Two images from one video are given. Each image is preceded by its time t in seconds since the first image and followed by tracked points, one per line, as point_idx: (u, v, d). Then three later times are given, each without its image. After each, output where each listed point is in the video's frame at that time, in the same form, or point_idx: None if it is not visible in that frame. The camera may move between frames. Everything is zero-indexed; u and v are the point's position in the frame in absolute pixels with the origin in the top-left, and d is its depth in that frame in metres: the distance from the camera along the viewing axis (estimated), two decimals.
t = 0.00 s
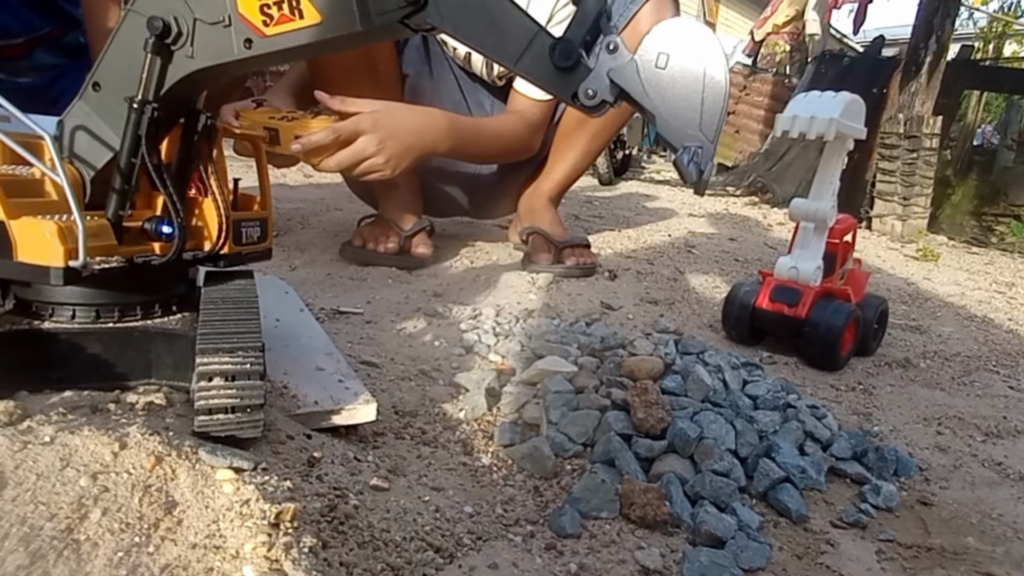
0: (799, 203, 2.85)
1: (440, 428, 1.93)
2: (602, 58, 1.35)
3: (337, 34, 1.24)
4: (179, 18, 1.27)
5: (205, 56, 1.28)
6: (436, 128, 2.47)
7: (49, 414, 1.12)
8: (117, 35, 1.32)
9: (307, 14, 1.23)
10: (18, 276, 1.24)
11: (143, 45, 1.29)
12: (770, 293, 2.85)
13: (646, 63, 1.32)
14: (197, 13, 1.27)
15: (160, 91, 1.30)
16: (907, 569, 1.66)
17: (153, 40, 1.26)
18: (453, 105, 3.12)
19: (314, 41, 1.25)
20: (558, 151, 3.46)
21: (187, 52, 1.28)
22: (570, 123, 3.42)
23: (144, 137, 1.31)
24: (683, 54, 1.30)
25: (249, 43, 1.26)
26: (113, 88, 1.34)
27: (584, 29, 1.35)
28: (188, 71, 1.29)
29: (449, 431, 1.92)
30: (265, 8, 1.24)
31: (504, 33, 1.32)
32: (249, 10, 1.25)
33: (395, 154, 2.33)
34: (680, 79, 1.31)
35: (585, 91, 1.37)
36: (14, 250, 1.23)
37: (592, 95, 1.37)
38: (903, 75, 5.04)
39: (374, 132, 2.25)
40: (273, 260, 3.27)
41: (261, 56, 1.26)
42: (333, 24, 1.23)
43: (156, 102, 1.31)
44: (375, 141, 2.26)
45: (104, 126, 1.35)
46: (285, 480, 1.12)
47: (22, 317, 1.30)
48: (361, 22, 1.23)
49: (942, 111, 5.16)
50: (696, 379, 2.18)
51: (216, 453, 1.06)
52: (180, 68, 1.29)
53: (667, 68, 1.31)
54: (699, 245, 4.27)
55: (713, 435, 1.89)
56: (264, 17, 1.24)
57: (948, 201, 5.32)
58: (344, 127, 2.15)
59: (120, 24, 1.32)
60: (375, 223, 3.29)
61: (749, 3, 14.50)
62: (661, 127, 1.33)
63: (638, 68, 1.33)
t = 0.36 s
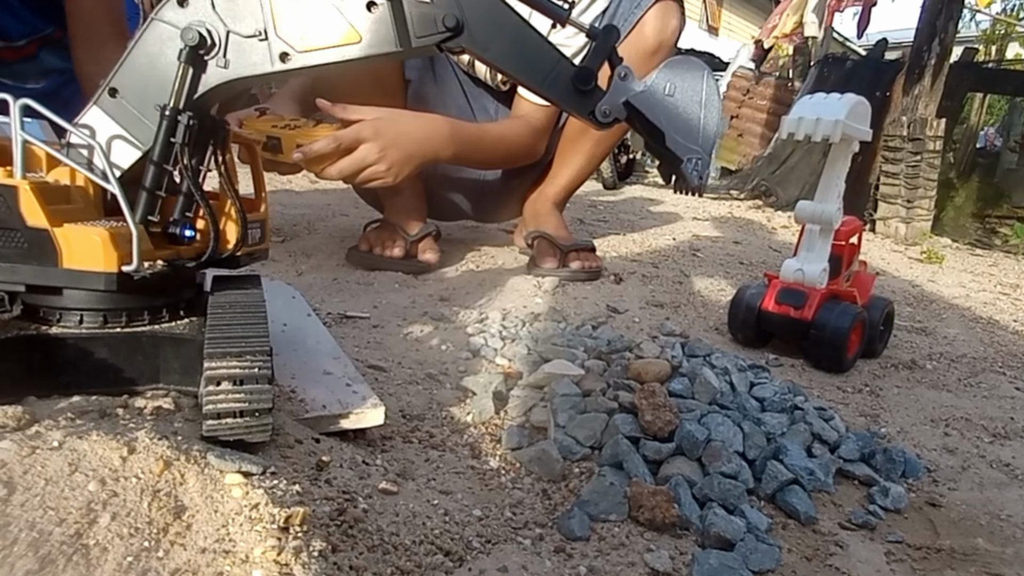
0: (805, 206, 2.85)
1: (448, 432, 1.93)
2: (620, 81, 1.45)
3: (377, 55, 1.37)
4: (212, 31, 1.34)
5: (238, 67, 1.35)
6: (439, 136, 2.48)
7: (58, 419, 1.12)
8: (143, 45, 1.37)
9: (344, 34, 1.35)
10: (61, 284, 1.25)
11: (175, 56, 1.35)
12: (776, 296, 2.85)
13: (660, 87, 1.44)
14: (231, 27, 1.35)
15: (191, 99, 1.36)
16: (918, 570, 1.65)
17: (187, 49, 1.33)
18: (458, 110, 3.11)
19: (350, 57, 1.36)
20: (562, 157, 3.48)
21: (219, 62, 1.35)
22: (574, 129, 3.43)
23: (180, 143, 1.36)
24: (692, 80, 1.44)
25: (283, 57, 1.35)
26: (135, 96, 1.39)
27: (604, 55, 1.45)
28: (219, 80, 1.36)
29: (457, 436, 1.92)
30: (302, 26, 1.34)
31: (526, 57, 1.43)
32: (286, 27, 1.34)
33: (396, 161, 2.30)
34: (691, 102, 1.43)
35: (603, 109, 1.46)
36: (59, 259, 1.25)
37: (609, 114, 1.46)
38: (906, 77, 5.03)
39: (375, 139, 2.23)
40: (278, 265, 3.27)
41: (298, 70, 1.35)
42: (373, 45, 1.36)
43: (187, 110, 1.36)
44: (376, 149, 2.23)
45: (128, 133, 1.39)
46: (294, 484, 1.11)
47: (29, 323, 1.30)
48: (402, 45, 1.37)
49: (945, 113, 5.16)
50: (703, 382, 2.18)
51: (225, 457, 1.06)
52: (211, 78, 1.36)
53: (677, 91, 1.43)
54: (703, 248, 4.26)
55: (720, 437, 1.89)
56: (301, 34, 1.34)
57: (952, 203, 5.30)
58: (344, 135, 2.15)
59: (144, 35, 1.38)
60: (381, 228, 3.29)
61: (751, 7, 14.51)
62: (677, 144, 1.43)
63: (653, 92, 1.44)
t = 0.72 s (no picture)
0: (811, 206, 2.84)
1: (455, 435, 1.93)
2: (615, 102, 2.05)
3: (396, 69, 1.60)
4: (242, 43, 1.43)
5: (265, 78, 1.45)
6: (445, 141, 2.47)
7: (73, 424, 1.12)
8: (165, 54, 1.41)
9: (369, 50, 1.55)
10: (112, 288, 1.22)
11: (205, 66, 1.41)
12: (781, 297, 2.85)
13: (643, 106, 2.04)
14: (260, 41, 1.44)
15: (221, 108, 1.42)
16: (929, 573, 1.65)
17: (219, 60, 1.40)
18: (460, 112, 3.11)
19: (373, 69, 1.56)
20: (565, 159, 3.49)
21: (248, 73, 1.44)
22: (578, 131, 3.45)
23: (212, 150, 1.39)
24: (666, 104, 2.06)
25: (310, 69, 1.48)
26: (155, 102, 1.42)
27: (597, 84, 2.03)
28: (246, 89, 1.44)
29: (465, 439, 1.92)
30: (329, 41, 1.49)
31: (536, 81, 1.94)
32: (313, 42, 1.48)
33: (401, 167, 2.34)
34: (665, 121, 2.07)
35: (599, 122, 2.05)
36: (108, 264, 1.21)
37: (603, 125, 2.05)
38: (910, 75, 5.03)
39: (379, 146, 2.28)
40: (283, 268, 3.28)
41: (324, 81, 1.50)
42: (394, 61, 1.59)
43: (216, 118, 1.41)
44: (381, 155, 2.29)
45: (148, 138, 1.42)
46: (307, 488, 1.12)
47: (42, 328, 1.29)
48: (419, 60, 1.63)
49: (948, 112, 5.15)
50: (711, 384, 2.18)
51: (238, 462, 1.07)
52: (240, 87, 1.44)
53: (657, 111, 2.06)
54: (707, 249, 4.26)
55: (729, 439, 1.89)
56: (328, 49, 1.49)
57: (956, 202, 5.28)
58: (348, 142, 2.23)
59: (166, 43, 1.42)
60: (384, 231, 3.30)
61: (753, 7, 14.51)
62: (658, 151, 2.06)
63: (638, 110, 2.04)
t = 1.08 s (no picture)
0: (815, 206, 2.84)
1: (464, 438, 1.94)
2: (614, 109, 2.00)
3: (411, 76, 1.64)
4: (261, 53, 1.45)
5: (283, 87, 1.48)
6: (450, 146, 2.49)
7: (92, 432, 1.13)
8: (183, 64, 1.42)
9: (383, 59, 1.59)
10: (138, 297, 1.21)
11: (223, 76, 1.43)
12: (787, 297, 2.85)
13: (644, 113, 1.99)
14: (278, 51, 1.46)
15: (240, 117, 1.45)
16: None
17: (240, 71, 1.43)
18: (464, 113, 3.12)
19: (386, 78, 1.60)
20: (569, 160, 3.49)
21: (267, 83, 1.47)
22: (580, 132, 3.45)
23: (232, 158, 1.39)
24: (666, 111, 2.00)
25: (326, 79, 1.51)
26: (172, 110, 1.42)
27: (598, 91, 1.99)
28: (265, 98, 1.47)
29: (474, 442, 1.93)
30: (345, 50, 1.53)
31: (538, 92, 1.92)
32: (329, 52, 1.51)
33: (407, 173, 2.35)
34: (666, 127, 2.01)
35: (598, 129, 2.01)
36: (137, 272, 1.20)
37: (602, 133, 2.02)
38: (911, 73, 5.03)
39: (386, 151, 2.29)
40: (289, 269, 3.28)
41: (339, 89, 1.53)
42: (408, 70, 1.63)
43: (235, 127, 1.43)
44: (387, 161, 2.30)
45: (166, 146, 1.42)
46: (324, 494, 1.12)
47: (59, 334, 1.29)
48: (432, 69, 1.67)
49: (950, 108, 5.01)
50: (719, 386, 2.18)
51: (256, 469, 1.07)
52: (259, 96, 1.47)
53: (658, 118, 2.00)
54: (710, 247, 4.26)
55: (738, 442, 1.91)
56: (344, 59, 1.53)
57: (959, 200, 5.28)
58: (356, 147, 2.23)
59: (182, 53, 1.43)
60: (388, 231, 3.30)
61: (753, 4, 14.51)
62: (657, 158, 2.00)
63: (639, 117, 1.99)
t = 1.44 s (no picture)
0: (823, 205, 2.84)
1: (479, 441, 1.95)
2: (626, 114, 2.01)
3: (424, 83, 1.64)
4: (275, 62, 1.46)
5: (297, 95, 1.49)
6: (468, 152, 2.50)
7: (114, 442, 1.14)
8: (199, 73, 1.43)
9: (397, 67, 1.59)
10: (158, 306, 1.21)
11: (239, 85, 1.44)
12: (795, 296, 2.86)
13: (654, 117, 2.00)
14: (292, 59, 1.47)
15: (256, 125, 1.46)
16: None
17: (255, 79, 1.44)
18: (474, 114, 3.13)
19: (399, 86, 1.60)
20: (576, 158, 3.49)
21: (282, 91, 1.47)
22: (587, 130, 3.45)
23: (248, 166, 1.43)
24: (676, 116, 2.02)
25: (340, 87, 1.52)
26: (189, 120, 1.44)
27: (609, 95, 1.99)
28: (280, 106, 1.48)
29: (488, 444, 1.94)
30: (358, 58, 1.53)
31: (550, 98, 1.92)
32: (343, 60, 1.51)
33: (427, 179, 2.36)
34: (676, 130, 2.03)
35: (610, 133, 2.01)
36: (156, 283, 1.21)
37: (614, 137, 2.01)
38: (914, 68, 5.01)
39: (408, 156, 2.30)
40: (299, 271, 3.29)
41: (353, 97, 1.53)
42: (421, 77, 1.63)
43: (251, 137, 1.45)
44: (408, 165, 2.30)
45: (182, 155, 1.44)
46: (343, 501, 1.13)
47: (78, 344, 1.29)
48: (445, 76, 1.66)
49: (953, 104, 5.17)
50: (730, 386, 2.19)
51: (277, 478, 1.08)
52: (274, 104, 1.48)
53: (668, 121, 2.02)
54: (715, 244, 4.27)
55: (750, 442, 1.92)
56: (358, 67, 1.53)
57: (963, 194, 5.29)
58: (379, 150, 2.24)
59: (198, 62, 1.44)
60: (397, 231, 3.31)
61: None
62: (668, 160, 2.01)
63: (649, 121, 2.00)
